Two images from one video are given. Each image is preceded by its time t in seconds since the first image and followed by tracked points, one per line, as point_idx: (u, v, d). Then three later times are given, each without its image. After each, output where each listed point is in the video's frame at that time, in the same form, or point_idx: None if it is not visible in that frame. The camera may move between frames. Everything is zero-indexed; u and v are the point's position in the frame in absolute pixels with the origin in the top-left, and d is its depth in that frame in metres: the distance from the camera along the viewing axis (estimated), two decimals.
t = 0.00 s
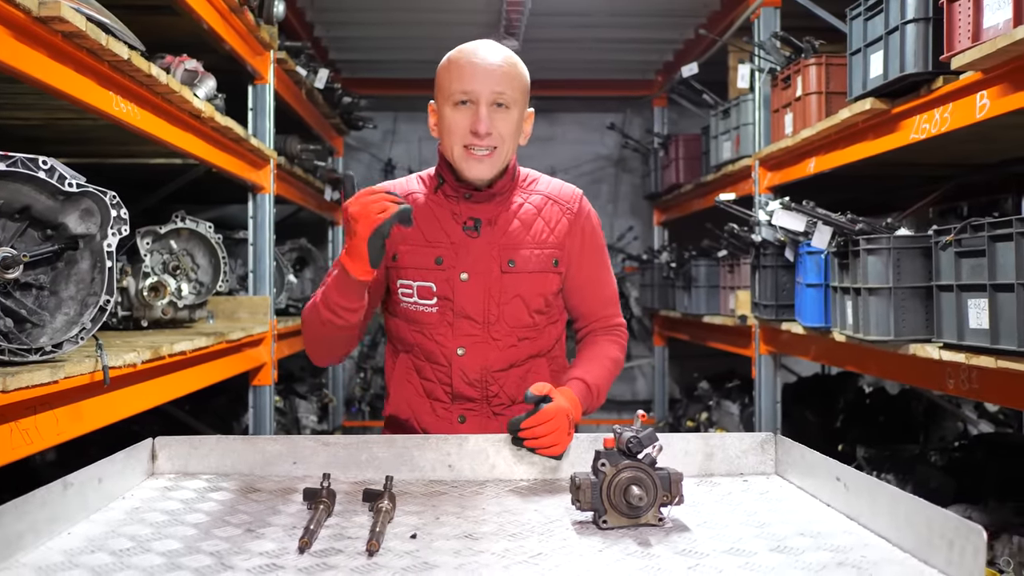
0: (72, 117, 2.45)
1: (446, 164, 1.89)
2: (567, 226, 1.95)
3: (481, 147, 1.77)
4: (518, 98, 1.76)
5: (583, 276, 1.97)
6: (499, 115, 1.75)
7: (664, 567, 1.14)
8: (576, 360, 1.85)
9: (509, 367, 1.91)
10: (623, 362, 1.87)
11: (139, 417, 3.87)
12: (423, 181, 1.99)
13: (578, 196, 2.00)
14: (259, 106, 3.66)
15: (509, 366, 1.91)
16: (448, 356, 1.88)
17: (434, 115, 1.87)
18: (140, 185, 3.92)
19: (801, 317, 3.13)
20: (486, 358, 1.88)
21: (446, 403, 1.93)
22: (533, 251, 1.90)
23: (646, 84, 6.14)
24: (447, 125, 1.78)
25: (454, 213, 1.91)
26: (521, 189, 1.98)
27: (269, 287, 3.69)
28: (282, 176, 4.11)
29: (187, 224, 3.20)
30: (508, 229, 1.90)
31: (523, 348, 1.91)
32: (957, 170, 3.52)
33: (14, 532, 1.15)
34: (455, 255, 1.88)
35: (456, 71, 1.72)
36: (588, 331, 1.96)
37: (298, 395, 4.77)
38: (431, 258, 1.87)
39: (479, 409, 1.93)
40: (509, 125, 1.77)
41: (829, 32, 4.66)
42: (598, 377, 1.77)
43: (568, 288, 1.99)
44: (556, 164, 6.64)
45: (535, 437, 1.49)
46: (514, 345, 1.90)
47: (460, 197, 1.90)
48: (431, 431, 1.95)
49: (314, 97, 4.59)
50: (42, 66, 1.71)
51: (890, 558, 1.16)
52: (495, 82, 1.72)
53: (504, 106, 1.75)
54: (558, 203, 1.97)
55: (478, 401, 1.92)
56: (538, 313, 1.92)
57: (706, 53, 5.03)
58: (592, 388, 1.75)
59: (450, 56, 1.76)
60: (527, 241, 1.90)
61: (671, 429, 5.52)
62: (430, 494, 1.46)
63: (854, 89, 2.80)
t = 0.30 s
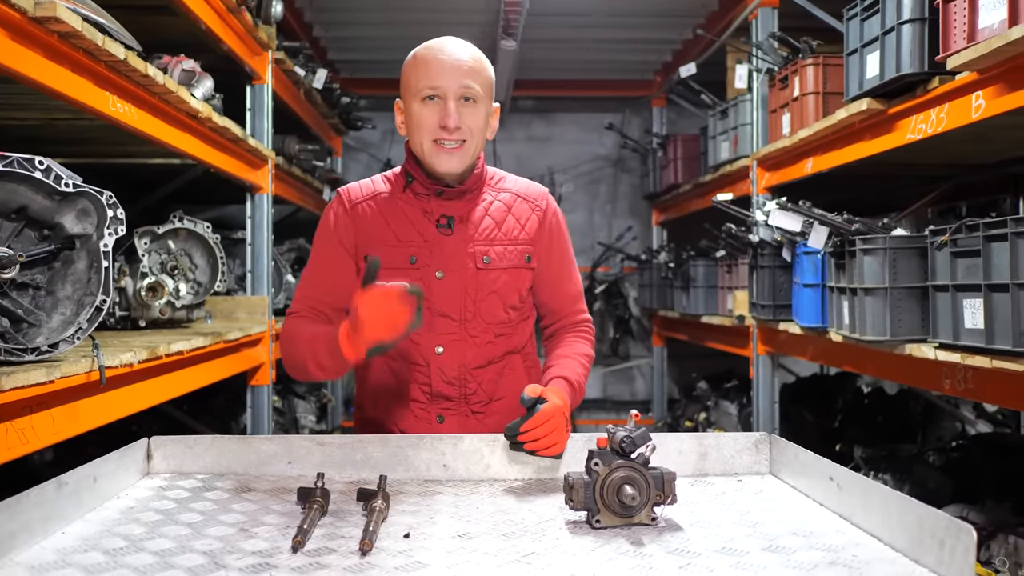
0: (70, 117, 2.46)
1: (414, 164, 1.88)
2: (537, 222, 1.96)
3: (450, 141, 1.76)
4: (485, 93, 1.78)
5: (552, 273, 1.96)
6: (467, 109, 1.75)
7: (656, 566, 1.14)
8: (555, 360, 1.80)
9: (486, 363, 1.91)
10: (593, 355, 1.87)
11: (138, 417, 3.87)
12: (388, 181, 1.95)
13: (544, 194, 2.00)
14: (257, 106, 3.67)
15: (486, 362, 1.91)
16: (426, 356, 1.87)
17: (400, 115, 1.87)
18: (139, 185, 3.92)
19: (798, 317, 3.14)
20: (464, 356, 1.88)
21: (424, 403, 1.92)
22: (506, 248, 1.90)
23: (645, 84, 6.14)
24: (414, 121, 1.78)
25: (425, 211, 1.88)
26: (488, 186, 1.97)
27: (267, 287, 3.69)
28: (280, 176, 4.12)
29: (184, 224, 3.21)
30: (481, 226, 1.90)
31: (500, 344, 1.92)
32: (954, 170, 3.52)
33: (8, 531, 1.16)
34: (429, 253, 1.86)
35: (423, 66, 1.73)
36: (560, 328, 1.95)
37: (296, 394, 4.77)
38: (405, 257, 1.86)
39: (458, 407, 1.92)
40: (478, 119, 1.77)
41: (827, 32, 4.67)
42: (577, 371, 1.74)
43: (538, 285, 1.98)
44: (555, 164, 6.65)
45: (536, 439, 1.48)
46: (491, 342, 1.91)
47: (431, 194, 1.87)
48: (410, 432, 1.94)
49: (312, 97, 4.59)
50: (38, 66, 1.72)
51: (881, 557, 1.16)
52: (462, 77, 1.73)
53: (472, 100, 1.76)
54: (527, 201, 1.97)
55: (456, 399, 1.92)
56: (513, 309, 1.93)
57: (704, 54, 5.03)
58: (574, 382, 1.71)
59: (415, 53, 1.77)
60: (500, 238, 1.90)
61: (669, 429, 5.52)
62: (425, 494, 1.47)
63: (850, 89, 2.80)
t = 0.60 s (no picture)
0: (68, 118, 2.46)
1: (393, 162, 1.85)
2: (516, 221, 1.96)
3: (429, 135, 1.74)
4: (462, 87, 1.78)
5: (529, 271, 1.97)
6: (444, 103, 1.74)
7: (653, 566, 1.14)
8: (540, 359, 1.81)
9: (473, 362, 1.91)
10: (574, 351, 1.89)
11: (137, 417, 3.88)
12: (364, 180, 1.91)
13: (520, 193, 2.01)
14: (256, 106, 3.67)
15: (472, 361, 1.91)
16: (412, 356, 1.86)
17: (376, 114, 1.86)
18: (138, 185, 3.92)
19: (797, 318, 3.15)
20: (451, 356, 1.87)
21: (411, 405, 1.90)
22: (489, 246, 1.89)
23: (644, 84, 6.13)
24: (392, 117, 1.76)
25: (407, 211, 1.87)
26: (465, 186, 1.96)
27: (266, 288, 3.69)
28: (279, 176, 4.12)
29: (184, 224, 3.21)
30: (463, 225, 1.89)
31: (485, 343, 1.92)
32: (953, 171, 3.53)
33: (6, 530, 1.16)
34: (412, 252, 1.85)
35: (398, 61, 1.74)
36: (539, 325, 1.96)
37: (295, 395, 4.77)
38: (388, 257, 1.84)
39: (446, 407, 1.92)
40: (455, 113, 1.76)
41: (825, 33, 4.67)
42: (564, 369, 1.75)
43: (517, 283, 1.98)
44: (554, 164, 6.65)
45: (537, 440, 1.48)
46: (476, 340, 1.90)
47: (412, 193, 1.86)
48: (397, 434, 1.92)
49: (311, 97, 4.60)
50: (37, 67, 1.72)
51: (878, 557, 1.16)
52: (438, 69, 1.74)
53: (448, 94, 1.75)
54: (505, 200, 1.98)
55: (443, 399, 1.91)
56: (497, 307, 1.93)
57: (702, 54, 5.03)
58: (562, 381, 1.72)
59: (390, 50, 1.78)
60: (482, 237, 1.90)
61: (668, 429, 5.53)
62: (424, 494, 1.47)
63: (848, 89, 2.81)
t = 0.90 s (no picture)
0: (69, 117, 2.46)
1: (382, 165, 1.85)
2: (505, 221, 1.96)
3: (417, 143, 1.75)
4: (450, 93, 1.77)
5: (517, 270, 1.98)
6: (432, 110, 1.74)
7: (653, 565, 1.15)
8: (533, 360, 1.82)
9: (464, 362, 1.92)
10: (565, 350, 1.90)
11: (138, 417, 3.88)
12: (353, 182, 1.90)
13: (508, 193, 2.02)
14: (257, 106, 3.67)
15: (464, 361, 1.91)
16: (405, 357, 1.87)
17: (364, 117, 1.85)
18: (138, 185, 3.92)
19: (797, 318, 3.15)
20: (443, 356, 1.88)
21: (404, 405, 1.90)
22: (479, 247, 1.90)
23: (644, 84, 6.13)
24: (380, 123, 1.76)
25: (396, 213, 1.86)
26: (454, 187, 1.96)
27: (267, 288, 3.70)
28: (279, 176, 4.12)
29: (184, 224, 3.21)
30: (454, 226, 1.89)
31: (476, 343, 1.92)
32: (953, 170, 3.53)
33: (8, 529, 1.16)
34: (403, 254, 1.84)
35: (386, 67, 1.72)
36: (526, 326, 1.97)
37: (296, 395, 4.77)
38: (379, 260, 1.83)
39: (438, 407, 1.92)
40: (442, 119, 1.76)
41: (825, 33, 4.68)
42: (557, 368, 1.76)
43: (506, 282, 1.99)
44: (554, 164, 6.66)
45: (535, 440, 1.48)
46: (468, 341, 1.91)
47: (401, 196, 1.86)
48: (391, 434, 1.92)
49: (311, 97, 4.60)
50: (38, 67, 1.72)
51: (878, 556, 1.17)
52: (426, 76, 1.72)
53: (436, 100, 1.74)
54: (493, 200, 1.98)
55: (436, 399, 1.92)
56: (488, 307, 1.93)
57: (702, 55, 5.03)
58: (557, 381, 1.72)
59: (378, 53, 1.76)
60: (472, 237, 1.90)
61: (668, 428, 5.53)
62: (425, 493, 1.47)
63: (848, 89, 2.81)
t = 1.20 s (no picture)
0: (71, 117, 2.46)
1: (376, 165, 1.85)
2: (500, 223, 1.97)
3: (410, 144, 1.75)
4: (445, 94, 1.77)
5: (513, 271, 1.98)
6: (426, 112, 1.74)
7: (654, 562, 1.15)
8: (530, 361, 1.81)
9: (456, 363, 1.92)
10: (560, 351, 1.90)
11: (138, 416, 3.89)
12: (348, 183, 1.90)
13: (504, 195, 2.02)
14: (258, 106, 3.67)
15: (456, 362, 1.92)
16: (397, 358, 1.86)
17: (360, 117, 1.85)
18: (139, 185, 3.93)
19: (797, 317, 3.16)
20: (435, 357, 1.88)
21: (396, 405, 1.91)
22: (473, 248, 1.90)
23: (644, 84, 6.13)
24: (374, 125, 1.76)
25: (390, 214, 1.87)
26: (450, 189, 1.97)
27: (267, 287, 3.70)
28: (279, 176, 4.13)
29: (185, 224, 3.22)
30: (448, 227, 1.89)
31: (469, 344, 1.93)
32: (952, 170, 3.53)
33: (11, 526, 1.17)
34: (397, 255, 1.85)
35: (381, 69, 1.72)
36: (524, 324, 1.96)
37: (296, 394, 4.78)
38: (372, 260, 1.84)
39: (430, 407, 1.93)
40: (437, 121, 1.76)
41: (825, 33, 4.69)
42: (552, 368, 1.76)
43: (501, 283, 1.99)
44: (554, 164, 6.67)
45: (535, 440, 1.49)
46: (460, 342, 1.91)
47: (395, 197, 1.87)
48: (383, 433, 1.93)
49: (312, 97, 4.61)
50: (40, 66, 1.73)
51: (878, 553, 1.17)
52: (420, 78, 1.72)
53: (431, 103, 1.74)
54: (488, 202, 1.99)
55: (428, 399, 1.92)
56: (481, 309, 1.94)
57: (701, 55, 5.04)
58: (554, 381, 1.72)
59: (374, 55, 1.75)
60: (466, 239, 1.90)
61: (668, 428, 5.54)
62: (426, 491, 1.48)
63: (848, 89, 2.82)
